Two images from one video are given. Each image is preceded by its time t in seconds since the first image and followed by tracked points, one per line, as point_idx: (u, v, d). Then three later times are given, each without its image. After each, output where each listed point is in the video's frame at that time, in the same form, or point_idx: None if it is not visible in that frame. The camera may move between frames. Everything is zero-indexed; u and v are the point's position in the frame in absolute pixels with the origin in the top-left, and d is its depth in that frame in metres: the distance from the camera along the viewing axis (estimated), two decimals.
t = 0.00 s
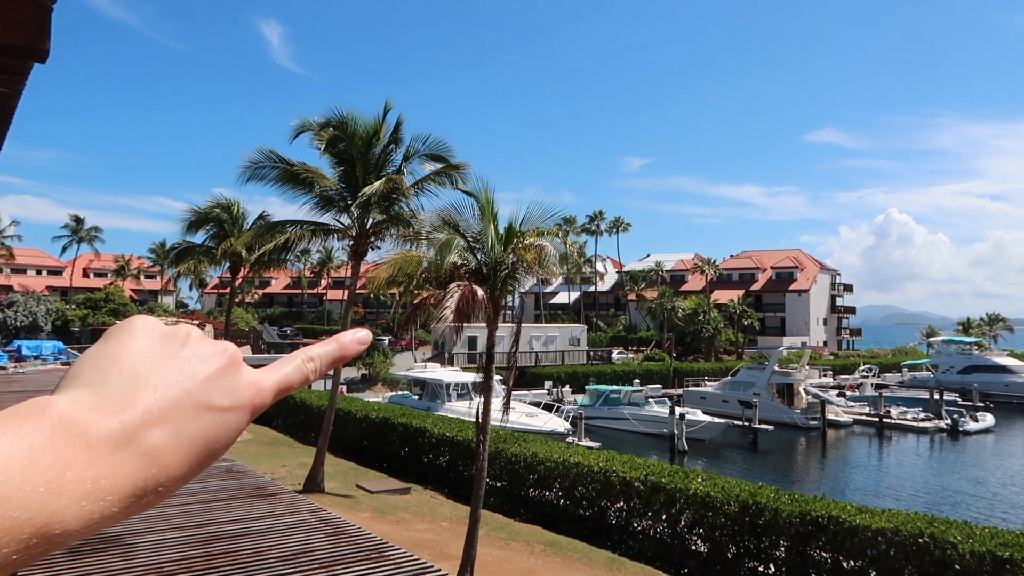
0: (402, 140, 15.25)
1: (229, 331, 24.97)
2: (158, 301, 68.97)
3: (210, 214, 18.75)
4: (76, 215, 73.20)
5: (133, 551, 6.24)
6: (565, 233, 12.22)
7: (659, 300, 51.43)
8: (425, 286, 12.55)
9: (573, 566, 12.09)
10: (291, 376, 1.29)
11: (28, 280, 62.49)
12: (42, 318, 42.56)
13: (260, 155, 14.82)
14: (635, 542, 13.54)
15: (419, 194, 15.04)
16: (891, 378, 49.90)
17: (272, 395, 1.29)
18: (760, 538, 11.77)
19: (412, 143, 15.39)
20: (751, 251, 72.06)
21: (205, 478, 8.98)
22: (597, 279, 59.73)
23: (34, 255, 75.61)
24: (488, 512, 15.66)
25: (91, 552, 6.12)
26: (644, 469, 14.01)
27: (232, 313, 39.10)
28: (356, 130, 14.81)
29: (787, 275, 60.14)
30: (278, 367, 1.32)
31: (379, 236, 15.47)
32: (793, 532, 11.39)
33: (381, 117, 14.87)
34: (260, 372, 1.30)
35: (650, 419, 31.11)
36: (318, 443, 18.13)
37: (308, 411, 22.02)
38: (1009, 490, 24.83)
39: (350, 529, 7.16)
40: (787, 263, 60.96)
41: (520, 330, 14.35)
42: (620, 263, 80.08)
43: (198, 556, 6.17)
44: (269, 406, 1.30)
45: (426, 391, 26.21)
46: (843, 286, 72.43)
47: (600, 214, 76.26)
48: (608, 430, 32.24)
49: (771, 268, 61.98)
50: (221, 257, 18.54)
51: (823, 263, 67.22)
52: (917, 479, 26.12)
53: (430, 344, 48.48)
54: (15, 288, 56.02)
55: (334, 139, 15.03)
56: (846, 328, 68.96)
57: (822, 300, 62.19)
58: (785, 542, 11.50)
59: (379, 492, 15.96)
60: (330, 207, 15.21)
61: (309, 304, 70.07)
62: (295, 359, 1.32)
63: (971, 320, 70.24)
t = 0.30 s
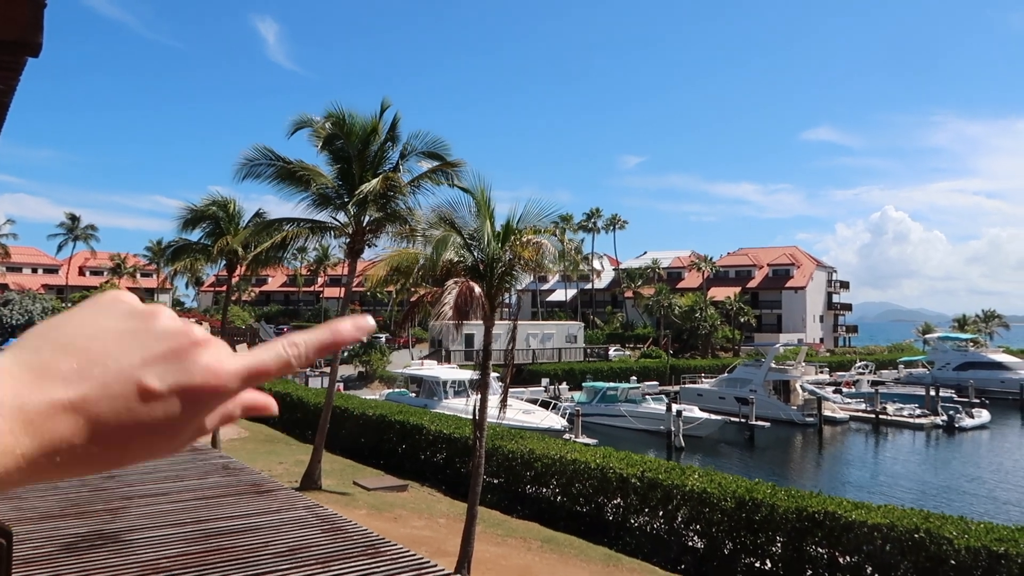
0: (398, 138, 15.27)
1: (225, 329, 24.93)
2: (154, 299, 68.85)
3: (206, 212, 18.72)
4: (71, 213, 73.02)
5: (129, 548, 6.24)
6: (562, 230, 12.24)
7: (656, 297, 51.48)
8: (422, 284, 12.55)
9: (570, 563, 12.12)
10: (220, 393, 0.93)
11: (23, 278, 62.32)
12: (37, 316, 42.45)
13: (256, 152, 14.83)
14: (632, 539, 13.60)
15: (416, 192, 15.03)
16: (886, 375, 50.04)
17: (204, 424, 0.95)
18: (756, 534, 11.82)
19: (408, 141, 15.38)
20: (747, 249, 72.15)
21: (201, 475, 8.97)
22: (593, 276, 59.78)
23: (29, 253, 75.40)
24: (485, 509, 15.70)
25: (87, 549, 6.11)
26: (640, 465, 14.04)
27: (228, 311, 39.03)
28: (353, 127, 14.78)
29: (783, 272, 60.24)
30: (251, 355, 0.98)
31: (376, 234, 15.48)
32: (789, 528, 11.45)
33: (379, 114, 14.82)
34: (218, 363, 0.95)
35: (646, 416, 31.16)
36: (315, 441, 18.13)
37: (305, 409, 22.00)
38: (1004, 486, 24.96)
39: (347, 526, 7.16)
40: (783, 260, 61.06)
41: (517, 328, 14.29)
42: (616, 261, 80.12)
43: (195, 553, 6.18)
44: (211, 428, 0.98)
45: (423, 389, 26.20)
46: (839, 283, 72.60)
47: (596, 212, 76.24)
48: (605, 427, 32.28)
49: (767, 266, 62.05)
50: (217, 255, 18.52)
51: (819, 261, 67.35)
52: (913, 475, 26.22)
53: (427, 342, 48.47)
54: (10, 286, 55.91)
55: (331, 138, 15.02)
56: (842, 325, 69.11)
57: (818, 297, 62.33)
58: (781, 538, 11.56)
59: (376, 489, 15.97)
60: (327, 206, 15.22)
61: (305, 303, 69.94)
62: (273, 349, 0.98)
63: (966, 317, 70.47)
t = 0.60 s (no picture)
0: (395, 125, 15.14)
1: (222, 318, 24.87)
2: (150, 287, 68.72)
3: (202, 200, 18.58)
4: (66, 201, 72.68)
5: (127, 534, 6.25)
6: (560, 218, 12.20)
7: (653, 286, 51.53)
8: (419, 273, 12.52)
9: (566, 550, 12.20)
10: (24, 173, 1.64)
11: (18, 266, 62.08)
12: (33, 305, 42.39)
13: (252, 140, 14.77)
14: (628, 526, 13.69)
15: (413, 180, 14.96)
16: (882, 364, 50.23)
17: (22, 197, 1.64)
18: (751, 521, 11.90)
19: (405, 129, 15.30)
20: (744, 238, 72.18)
21: (198, 463, 8.98)
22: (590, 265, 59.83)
23: (25, 241, 75.08)
24: (482, 496, 15.77)
25: (83, 536, 6.12)
26: (637, 453, 14.08)
27: (225, 299, 38.99)
28: (350, 115, 14.68)
29: (780, 261, 60.29)
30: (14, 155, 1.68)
31: (373, 222, 15.42)
32: (784, 515, 11.51)
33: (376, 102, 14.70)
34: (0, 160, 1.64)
35: (643, 404, 31.28)
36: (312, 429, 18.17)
37: (302, 398, 22.04)
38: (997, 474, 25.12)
39: (344, 513, 7.18)
40: (781, 249, 61.05)
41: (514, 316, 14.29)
42: (613, 250, 80.08)
43: (192, 539, 6.20)
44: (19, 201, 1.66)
45: (420, 377, 26.25)
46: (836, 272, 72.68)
47: (594, 201, 76.14)
48: (602, 415, 32.41)
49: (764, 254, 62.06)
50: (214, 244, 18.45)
51: (816, 250, 67.41)
52: (907, 463, 26.37)
53: (425, 331, 48.48)
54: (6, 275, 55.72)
55: (329, 125, 14.89)
56: (839, 313, 69.25)
57: (815, 286, 62.41)
58: (776, 526, 11.63)
59: (373, 477, 16.03)
60: (324, 194, 15.17)
61: (303, 291, 69.89)
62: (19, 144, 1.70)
63: (963, 306, 70.67)
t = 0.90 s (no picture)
0: (405, 122, 15.11)
1: (233, 314, 24.97)
2: (162, 283, 69.21)
3: (213, 196, 18.64)
4: (79, 198, 73.29)
5: (140, 529, 6.27)
6: (570, 215, 12.14)
7: (663, 282, 51.33)
8: (429, 269, 12.48)
9: (577, 547, 12.17)
10: None
11: (32, 262, 62.64)
12: (47, 301, 42.80)
13: (263, 137, 14.79)
14: (638, 523, 13.65)
15: (424, 176, 14.93)
16: (894, 361, 49.85)
17: None
18: (763, 519, 11.82)
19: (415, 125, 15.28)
20: (755, 234, 71.80)
21: (211, 457, 9.02)
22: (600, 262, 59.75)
23: (39, 237, 75.77)
24: (492, 492, 15.76)
25: (98, 530, 6.15)
26: (647, 450, 14.02)
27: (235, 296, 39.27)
28: (361, 112, 14.68)
29: (791, 258, 59.95)
30: None
31: (383, 218, 15.43)
32: (796, 513, 11.42)
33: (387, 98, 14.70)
34: None
35: (653, 401, 31.20)
36: (323, 425, 18.23)
37: (313, 394, 22.13)
38: (1010, 473, 24.85)
39: (356, 508, 7.18)
40: (792, 246, 60.69)
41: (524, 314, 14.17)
42: (623, 247, 79.90)
43: (205, 534, 6.21)
44: None
45: (431, 374, 26.29)
46: (847, 269, 72.19)
47: (604, 197, 75.90)
48: (612, 412, 32.35)
49: (775, 251, 61.67)
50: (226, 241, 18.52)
51: (827, 246, 66.99)
52: (919, 462, 26.13)
53: (435, 328, 48.57)
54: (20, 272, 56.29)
55: (341, 122, 14.91)
56: (850, 310, 68.79)
57: (826, 283, 62.02)
58: (787, 523, 11.55)
59: (384, 473, 16.06)
60: (334, 190, 15.17)
61: (313, 288, 70.17)
62: None
63: (976, 304, 70.05)
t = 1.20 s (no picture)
0: (425, 121, 15.16)
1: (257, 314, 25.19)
2: (187, 284, 70.13)
3: (236, 198, 18.82)
4: (106, 200, 74.52)
5: (167, 526, 6.35)
6: (591, 214, 12.08)
7: (685, 281, 50.91)
8: (449, 269, 12.52)
9: (599, 547, 12.11)
10: None
11: (61, 264, 63.82)
12: (75, 302, 43.57)
13: (286, 138, 14.91)
14: (661, 523, 13.56)
15: (444, 177, 14.98)
16: (921, 361, 49.00)
17: None
18: (786, 519, 11.67)
19: (434, 125, 15.32)
20: (778, 233, 71.03)
21: (236, 456, 9.10)
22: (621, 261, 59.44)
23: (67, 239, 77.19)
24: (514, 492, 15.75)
25: (126, 526, 6.23)
26: (669, 450, 13.90)
27: (259, 296, 39.68)
28: (382, 113, 14.76)
29: (815, 256, 59.21)
30: None
31: (404, 219, 15.48)
32: (820, 514, 11.26)
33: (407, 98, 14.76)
34: None
35: (675, 401, 30.99)
36: (346, 424, 18.33)
37: (335, 393, 22.27)
38: None
39: (378, 507, 7.20)
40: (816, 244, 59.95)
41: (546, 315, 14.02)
42: (644, 246, 79.46)
43: (230, 531, 6.28)
44: None
45: (452, 373, 26.33)
46: (872, 267, 71.14)
47: (625, 196, 75.49)
48: (634, 412, 32.16)
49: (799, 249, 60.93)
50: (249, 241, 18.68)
51: (852, 244, 66.08)
52: (947, 462, 25.65)
53: (456, 328, 48.67)
54: (50, 273, 57.35)
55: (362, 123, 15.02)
56: (876, 309, 67.77)
57: (851, 281, 61.15)
58: (811, 524, 11.40)
59: (406, 472, 16.11)
60: (356, 191, 15.23)
61: (335, 288, 70.66)
62: None
63: (1005, 302, 68.66)
